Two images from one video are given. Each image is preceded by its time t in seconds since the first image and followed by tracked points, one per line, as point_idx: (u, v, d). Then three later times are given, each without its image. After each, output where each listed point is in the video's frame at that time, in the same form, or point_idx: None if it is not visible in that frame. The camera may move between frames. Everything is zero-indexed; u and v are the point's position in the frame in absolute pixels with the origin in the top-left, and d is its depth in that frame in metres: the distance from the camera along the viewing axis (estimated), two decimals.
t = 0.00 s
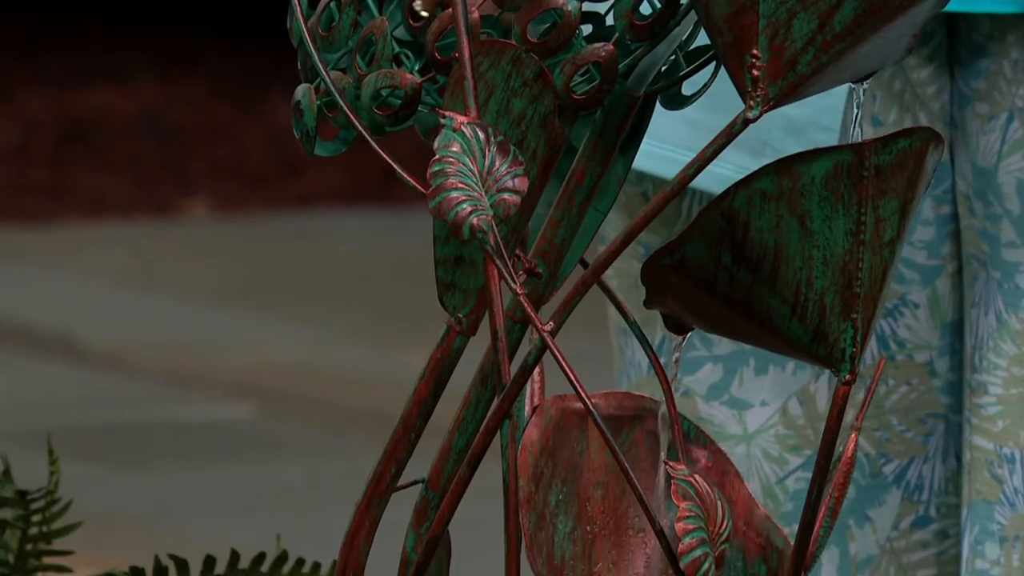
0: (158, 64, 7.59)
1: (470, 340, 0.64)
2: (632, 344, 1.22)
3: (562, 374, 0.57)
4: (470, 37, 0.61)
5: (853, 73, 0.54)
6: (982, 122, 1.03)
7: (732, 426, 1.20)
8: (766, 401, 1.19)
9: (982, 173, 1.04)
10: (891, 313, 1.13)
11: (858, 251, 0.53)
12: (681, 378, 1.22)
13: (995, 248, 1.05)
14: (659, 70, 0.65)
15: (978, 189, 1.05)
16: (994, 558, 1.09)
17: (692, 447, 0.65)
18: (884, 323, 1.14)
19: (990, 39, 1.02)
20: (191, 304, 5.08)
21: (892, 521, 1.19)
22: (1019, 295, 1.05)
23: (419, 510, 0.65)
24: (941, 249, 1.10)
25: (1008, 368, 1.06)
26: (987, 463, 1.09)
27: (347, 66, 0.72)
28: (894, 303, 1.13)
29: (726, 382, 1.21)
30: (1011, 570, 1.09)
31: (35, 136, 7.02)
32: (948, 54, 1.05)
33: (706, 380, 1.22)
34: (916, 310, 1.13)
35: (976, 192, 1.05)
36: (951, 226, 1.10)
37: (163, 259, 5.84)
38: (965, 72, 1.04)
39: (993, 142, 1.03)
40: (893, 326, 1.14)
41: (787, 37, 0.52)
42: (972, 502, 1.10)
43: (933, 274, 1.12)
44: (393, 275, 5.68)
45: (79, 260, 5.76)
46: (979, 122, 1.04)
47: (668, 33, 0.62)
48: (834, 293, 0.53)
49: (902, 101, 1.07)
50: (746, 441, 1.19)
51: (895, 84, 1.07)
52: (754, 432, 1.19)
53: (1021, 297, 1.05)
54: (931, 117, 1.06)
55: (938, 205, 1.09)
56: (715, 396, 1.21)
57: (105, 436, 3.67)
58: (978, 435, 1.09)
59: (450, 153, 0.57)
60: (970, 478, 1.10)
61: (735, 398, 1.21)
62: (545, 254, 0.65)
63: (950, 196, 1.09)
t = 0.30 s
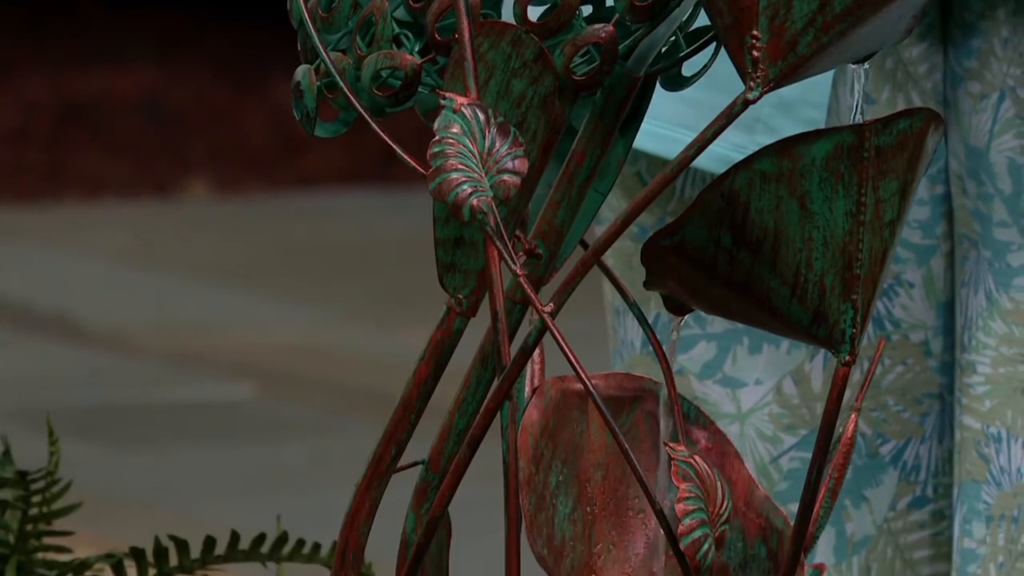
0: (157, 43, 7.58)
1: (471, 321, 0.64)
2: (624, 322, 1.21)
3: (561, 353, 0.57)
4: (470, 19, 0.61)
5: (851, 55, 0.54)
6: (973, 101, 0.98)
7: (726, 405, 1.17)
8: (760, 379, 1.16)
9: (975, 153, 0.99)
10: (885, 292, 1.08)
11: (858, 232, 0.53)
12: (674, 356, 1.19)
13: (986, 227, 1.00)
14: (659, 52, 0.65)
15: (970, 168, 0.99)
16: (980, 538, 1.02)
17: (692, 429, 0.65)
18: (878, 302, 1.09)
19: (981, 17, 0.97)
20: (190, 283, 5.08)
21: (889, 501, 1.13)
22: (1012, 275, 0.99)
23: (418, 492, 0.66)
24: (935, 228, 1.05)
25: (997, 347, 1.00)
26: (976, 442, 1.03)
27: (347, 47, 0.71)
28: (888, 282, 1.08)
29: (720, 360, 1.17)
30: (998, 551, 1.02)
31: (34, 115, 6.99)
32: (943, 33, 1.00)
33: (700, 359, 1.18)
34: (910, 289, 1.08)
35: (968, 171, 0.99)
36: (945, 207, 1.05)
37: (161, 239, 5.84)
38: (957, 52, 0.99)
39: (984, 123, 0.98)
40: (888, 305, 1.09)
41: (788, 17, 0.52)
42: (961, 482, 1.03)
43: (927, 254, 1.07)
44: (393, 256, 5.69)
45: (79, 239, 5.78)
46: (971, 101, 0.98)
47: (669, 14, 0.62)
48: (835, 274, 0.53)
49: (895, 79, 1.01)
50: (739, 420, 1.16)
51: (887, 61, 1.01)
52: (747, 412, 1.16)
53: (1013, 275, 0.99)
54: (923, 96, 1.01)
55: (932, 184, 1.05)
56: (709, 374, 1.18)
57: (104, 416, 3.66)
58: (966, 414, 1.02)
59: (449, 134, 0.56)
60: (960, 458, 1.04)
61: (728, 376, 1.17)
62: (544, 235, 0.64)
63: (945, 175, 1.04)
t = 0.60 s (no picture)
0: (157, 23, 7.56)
1: (471, 303, 0.64)
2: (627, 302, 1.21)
3: (561, 336, 0.57)
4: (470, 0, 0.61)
5: (853, 36, 0.52)
6: (979, 81, 0.98)
7: (730, 385, 1.17)
8: (764, 360, 1.16)
9: (980, 133, 0.99)
10: (889, 272, 1.07)
11: (858, 214, 0.52)
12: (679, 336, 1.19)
13: (991, 207, 1.00)
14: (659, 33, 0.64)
15: (975, 147, 0.99)
16: (985, 518, 1.02)
17: (691, 410, 0.65)
18: (882, 282, 1.08)
19: None
20: (191, 264, 5.08)
21: (892, 482, 1.12)
22: (1016, 255, 0.99)
23: (419, 473, 0.66)
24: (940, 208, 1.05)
25: (1002, 327, 1.00)
26: (978, 422, 1.02)
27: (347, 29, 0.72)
28: (893, 262, 1.07)
29: (724, 341, 1.18)
30: (1004, 531, 1.01)
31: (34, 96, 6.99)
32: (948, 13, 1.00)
33: (705, 339, 1.18)
34: (914, 269, 1.07)
35: (973, 150, 0.99)
36: (949, 186, 1.05)
37: (162, 220, 5.84)
38: (962, 32, 0.99)
39: (990, 102, 0.98)
40: (892, 286, 1.08)
41: None
42: (964, 462, 1.03)
43: (932, 234, 1.06)
44: (394, 237, 5.68)
45: (79, 220, 5.76)
46: (976, 81, 0.98)
47: None
48: (835, 255, 0.52)
49: (900, 59, 1.01)
50: (743, 401, 1.16)
51: (892, 41, 1.01)
52: (751, 392, 1.15)
53: (1018, 255, 0.99)
54: (928, 77, 1.01)
55: (936, 164, 1.04)
56: (714, 354, 1.18)
57: (105, 397, 3.67)
58: (969, 394, 1.02)
59: (450, 116, 0.56)
60: (962, 438, 1.03)
61: (733, 357, 1.17)
62: (545, 216, 0.64)
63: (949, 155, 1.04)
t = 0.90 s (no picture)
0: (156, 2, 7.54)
1: (471, 283, 0.64)
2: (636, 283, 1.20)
3: (561, 316, 0.57)
4: None
5: (854, 14, 0.52)
6: (987, 59, 0.99)
7: (736, 363, 1.17)
8: (771, 338, 1.16)
9: (987, 111, 1.00)
10: (896, 251, 1.08)
11: (857, 193, 0.52)
12: (686, 316, 1.18)
13: (997, 185, 1.01)
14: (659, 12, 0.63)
15: (981, 126, 1.01)
16: (988, 497, 1.02)
17: (691, 390, 0.65)
18: (889, 261, 1.09)
19: None
20: (191, 243, 5.08)
21: (897, 460, 1.14)
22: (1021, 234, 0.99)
23: (418, 453, 0.66)
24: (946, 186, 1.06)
25: (1006, 306, 1.00)
26: (982, 400, 1.02)
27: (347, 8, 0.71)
28: (898, 242, 1.07)
29: (732, 319, 1.17)
30: (1006, 509, 1.01)
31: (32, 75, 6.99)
32: None
33: (712, 318, 1.17)
34: (920, 249, 1.08)
35: (980, 129, 1.01)
36: (955, 165, 1.05)
37: (162, 199, 5.83)
38: (971, 10, 1.00)
39: (998, 80, 0.99)
40: (897, 265, 1.09)
41: None
42: (967, 439, 1.03)
43: (938, 213, 1.07)
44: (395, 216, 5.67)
45: (80, 199, 5.76)
46: (984, 59, 0.99)
47: None
48: (835, 235, 0.52)
49: (909, 36, 1.03)
50: (751, 379, 1.16)
51: (900, 19, 1.03)
52: (758, 370, 1.16)
53: None
54: (936, 56, 1.02)
55: (942, 143, 1.04)
56: (721, 333, 1.17)
57: (106, 376, 3.67)
58: (972, 372, 1.03)
59: (450, 96, 0.56)
60: (965, 416, 1.04)
61: (740, 336, 1.17)
62: (544, 196, 0.63)
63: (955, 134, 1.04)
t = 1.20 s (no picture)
0: None
1: (471, 262, 0.64)
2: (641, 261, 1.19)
3: (561, 295, 0.56)
4: None
5: None
6: (993, 37, 0.98)
7: (740, 342, 1.17)
8: (775, 317, 1.15)
9: (993, 89, 0.99)
10: (900, 230, 1.08)
11: (858, 172, 0.52)
12: (690, 294, 1.17)
13: (1001, 162, 1.00)
14: None
15: (987, 104, 1.00)
16: (991, 474, 1.02)
17: (691, 368, 0.65)
18: (893, 240, 1.08)
19: None
20: (192, 221, 5.08)
21: (903, 440, 1.13)
22: None
23: (418, 432, 0.66)
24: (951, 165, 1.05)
25: (1010, 283, 1.00)
26: (986, 377, 1.03)
27: None
28: (903, 220, 1.07)
29: (735, 298, 1.16)
30: (1009, 486, 1.02)
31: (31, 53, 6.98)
32: None
33: (716, 296, 1.17)
34: (925, 227, 1.07)
35: (986, 107, 1.00)
36: (960, 143, 1.04)
37: (163, 177, 5.83)
38: None
39: (1003, 57, 0.98)
40: (903, 244, 1.08)
41: None
42: (971, 418, 1.03)
43: (943, 191, 1.06)
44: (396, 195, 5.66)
45: (81, 177, 5.76)
46: (989, 37, 0.98)
47: None
48: (835, 214, 0.52)
49: (913, 15, 1.02)
50: (754, 357, 1.16)
51: None
52: (762, 349, 1.16)
53: None
54: (942, 33, 1.01)
55: (946, 121, 1.04)
56: (725, 312, 1.17)
57: (107, 354, 3.68)
58: (976, 349, 1.03)
59: (449, 75, 0.56)
60: (968, 394, 1.04)
61: (744, 314, 1.16)
62: (544, 175, 0.62)
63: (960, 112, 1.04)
